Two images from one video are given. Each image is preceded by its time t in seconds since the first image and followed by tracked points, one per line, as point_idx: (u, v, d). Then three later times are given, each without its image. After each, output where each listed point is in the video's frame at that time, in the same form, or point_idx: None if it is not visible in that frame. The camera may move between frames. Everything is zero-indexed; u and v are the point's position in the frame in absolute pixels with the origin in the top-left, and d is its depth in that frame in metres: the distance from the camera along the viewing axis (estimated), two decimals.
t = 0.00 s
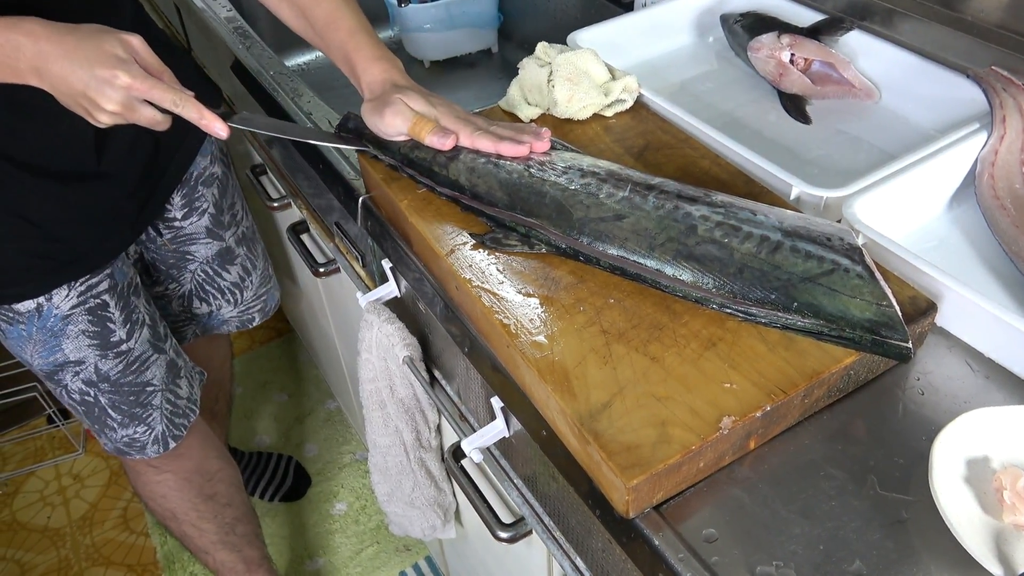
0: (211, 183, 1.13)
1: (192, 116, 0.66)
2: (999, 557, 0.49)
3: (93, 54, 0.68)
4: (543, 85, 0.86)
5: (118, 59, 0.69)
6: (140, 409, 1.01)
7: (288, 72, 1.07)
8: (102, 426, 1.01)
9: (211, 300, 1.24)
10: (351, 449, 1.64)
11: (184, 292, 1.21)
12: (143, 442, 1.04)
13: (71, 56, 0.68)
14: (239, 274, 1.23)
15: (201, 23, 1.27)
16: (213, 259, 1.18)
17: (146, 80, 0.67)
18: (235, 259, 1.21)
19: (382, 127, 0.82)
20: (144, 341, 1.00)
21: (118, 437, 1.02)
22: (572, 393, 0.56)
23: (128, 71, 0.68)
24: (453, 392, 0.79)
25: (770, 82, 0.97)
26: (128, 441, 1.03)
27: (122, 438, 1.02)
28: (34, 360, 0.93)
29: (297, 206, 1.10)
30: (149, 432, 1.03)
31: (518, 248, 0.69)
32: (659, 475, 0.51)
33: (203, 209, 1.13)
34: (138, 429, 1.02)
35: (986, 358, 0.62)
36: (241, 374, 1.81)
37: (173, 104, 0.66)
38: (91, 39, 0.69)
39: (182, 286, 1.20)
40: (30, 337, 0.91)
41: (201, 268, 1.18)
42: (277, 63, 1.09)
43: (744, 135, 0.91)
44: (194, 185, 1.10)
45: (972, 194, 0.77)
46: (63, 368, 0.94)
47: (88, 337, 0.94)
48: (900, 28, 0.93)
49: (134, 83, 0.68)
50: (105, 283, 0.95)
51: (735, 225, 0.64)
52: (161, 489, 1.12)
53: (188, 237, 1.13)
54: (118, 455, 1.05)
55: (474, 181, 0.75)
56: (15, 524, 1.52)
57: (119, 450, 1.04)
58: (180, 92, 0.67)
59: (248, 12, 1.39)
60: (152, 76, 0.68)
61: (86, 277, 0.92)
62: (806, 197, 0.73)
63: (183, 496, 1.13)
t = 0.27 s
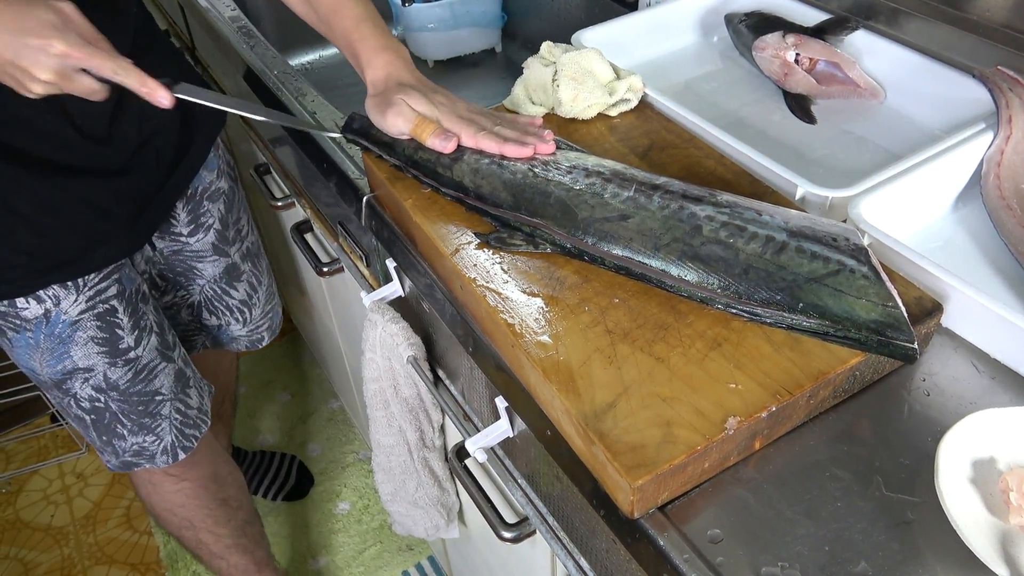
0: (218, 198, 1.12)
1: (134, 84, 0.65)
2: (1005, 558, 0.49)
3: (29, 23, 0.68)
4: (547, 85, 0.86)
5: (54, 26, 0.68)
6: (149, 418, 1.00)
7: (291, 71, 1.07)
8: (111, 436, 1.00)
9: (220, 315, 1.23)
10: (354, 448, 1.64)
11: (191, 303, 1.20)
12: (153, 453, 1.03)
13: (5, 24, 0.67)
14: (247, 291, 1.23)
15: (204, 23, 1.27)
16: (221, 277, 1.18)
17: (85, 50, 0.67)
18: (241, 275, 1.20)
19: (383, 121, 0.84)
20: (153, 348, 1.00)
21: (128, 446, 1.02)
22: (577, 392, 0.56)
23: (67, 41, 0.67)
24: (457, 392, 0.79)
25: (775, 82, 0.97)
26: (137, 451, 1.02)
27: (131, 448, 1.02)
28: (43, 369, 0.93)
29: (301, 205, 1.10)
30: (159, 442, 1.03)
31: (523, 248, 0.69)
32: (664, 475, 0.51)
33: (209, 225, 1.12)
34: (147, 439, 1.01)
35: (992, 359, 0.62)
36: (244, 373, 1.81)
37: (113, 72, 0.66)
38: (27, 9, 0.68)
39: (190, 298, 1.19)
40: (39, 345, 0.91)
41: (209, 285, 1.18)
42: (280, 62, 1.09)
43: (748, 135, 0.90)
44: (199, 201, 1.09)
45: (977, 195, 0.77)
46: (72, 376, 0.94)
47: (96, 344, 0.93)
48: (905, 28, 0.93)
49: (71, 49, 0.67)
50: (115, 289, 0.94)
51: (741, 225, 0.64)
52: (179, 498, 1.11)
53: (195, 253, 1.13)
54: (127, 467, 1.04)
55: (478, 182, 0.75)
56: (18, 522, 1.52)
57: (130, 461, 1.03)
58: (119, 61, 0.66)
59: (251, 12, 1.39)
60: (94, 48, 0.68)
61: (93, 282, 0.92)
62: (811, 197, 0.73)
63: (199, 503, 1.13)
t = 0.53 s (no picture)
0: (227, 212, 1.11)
1: (105, 173, 0.55)
2: (1009, 559, 0.49)
3: None
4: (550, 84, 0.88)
5: (23, 110, 0.59)
6: (158, 445, 0.98)
7: (295, 71, 1.07)
8: (116, 463, 0.97)
9: (226, 331, 1.23)
10: (357, 448, 1.64)
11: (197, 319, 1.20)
12: (160, 479, 1.00)
13: None
14: (253, 303, 1.23)
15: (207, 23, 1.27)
16: (228, 292, 1.18)
17: (51, 134, 0.58)
18: (248, 288, 1.20)
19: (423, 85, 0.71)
20: (161, 372, 0.97)
21: (134, 473, 0.98)
22: (580, 393, 0.56)
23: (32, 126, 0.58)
24: (460, 392, 0.79)
25: (778, 82, 0.97)
26: (143, 477, 0.99)
27: (137, 474, 0.99)
28: (51, 399, 0.89)
29: (304, 205, 1.10)
30: (167, 469, 1.00)
31: (526, 248, 0.69)
32: (668, 475, 0.51)
33: (218, 241, 1.11)
34: (156, 465, 0.99)
35: (996, 360, 0.62)
36: (246, 373, 1.81)
37: (83, 160, 0.57)
38: None
39: (197, 314, 1.19)
40: (48, 374, 0.87)
41: (217, 302, 1.18)
42: (283, 62, 1.09)
43: (751, 135, 0.90)
44: (210, 216, 1.07)
45: (981, 194, 0.77)
46: (81, 405, 0.90)
47: (108, 370, 0.90)
48: (909, 28, 0.93)
49: (36, 138, 0.58)
50: (125, 314, 0.91)
51: (743, 225, 0.64)
52: (182, 521, 1.10)
53: (206, 269, 1.12)
54: (131, 492, 1.01)
55: (481, 183, 0.74)
56: (21, 521, 1.53)
57: (135, 488, 1.00)
58: (88, 145, 0.57)
59: (254, 11, 1.39)
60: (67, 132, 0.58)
61: (105, 306, 0.89)
62: (814, 197, 0.73)
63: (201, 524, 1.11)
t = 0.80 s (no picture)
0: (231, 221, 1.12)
1: (246, 270, 0.48)
2: (1009, 559, 0.49)
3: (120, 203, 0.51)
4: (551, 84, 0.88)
5: (150, 205, 0.51)
6: (156, 475, 0.97)
7: (296, 72, 1.07)
8: (111, 490, 0.95)
9: (217, 352, 1.21)
10: (358, 447, 1.64)
11: (189, 341, 1.18)
12: (153, 505, 0.99)
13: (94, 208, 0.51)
14: (244, 322, 1.21)
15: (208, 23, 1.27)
16: (223, 313, 1.17)
17: (181, 231, 0.49)
18: (239, 307, 1.19)
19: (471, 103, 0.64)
20: (161, 404, 0.96)
21: (127, 498, 0.96)
22: (581, 391, 0.56)
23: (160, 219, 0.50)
24: (460, 391, 0.79)
25: (779, 81, 0.97)
26: (135, 502, 0.97)
27: (130, 500, 0.97)
28: (49, 436, 0.88)
29: (306, 205, 1.10)
30: (160, 495, 0.99)
31: (527, 246, 0.69)
32: (668, 475, 0.51)
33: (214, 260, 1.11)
34: (151, 492, 0.97)
35: (996, 359, 0.61)
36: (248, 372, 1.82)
37: (219, 257, 0.49)
38: (115, 185, 0.51)
39: (189, 336, 1.17)
40: (51, 413, 0.86)
41: (211, 323, 1.16)
42: (283, 63, 1.09)
43: (752, 134, 0.90)
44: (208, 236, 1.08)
45: (982, 194, 0.76)
46: (82, 439, 0.89)
47: (112, 407, 0.89)
48: (910, 26, 0.93)
49: (167, 237, 0.50)
50: (129, 350, 0.91)
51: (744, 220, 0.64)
52: (178, 533, 1.08)
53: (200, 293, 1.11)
54: (120, 517, 0.99)
55: (482, 182, 0.75)
56: (24, 521, 1.53)
57: (124, 513, 0.98)
58: (221, 239, 0.49)
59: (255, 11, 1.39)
60: (186, 224, 0.50)
61: (110, 343, 0.88)
62: (814, 195, 0.73)
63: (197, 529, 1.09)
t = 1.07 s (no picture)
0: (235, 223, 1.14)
1: (440, 325, 0.44)
2: (1012, 556, 0.49)
3: (303, 263, 0.45)
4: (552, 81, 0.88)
5: (330, 261, 0.45)
6: (180, 495, 0.95)
7: (297, 71, 1.07)
8: (132, 518, 0.93)
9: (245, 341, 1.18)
10: (360, 446, 1.65)
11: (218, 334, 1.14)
12: (176, 527, 0.97)
13: (266, 272, 0.45)
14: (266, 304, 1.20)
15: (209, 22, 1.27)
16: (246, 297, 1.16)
17: (367, 285, 0.45)
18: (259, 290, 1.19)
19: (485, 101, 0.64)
20: (177, 422, 0.96)
21: (149, 524, 0.95)
22: (582, 389, 0.56)
23: (342, 277, 0.45)
24: (461, 390, 0.79)
25: (780, 79, 0.97)
26: (156, 527, 0.96)
27: (151, 526, 0.95)
28: (74, 467, 0.86)
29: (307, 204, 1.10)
30: (183, 517, 0.97)
31: (527, 244, 0.70)
32: (669, 472, 0.51)
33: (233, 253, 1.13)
34: (174, 514, 0.96)
35: (997, 357, 0.61)
36: (251, 371, 1.82)
37: (407, 311, 0.45)
38: (285, 239, 0.46)
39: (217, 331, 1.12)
40: (79, 443, 0.84)
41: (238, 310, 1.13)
42: (286, 62, 1.09)
43: (754, 132, 0.90)
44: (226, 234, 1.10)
45: (983, 191, 0.76)
46: (108, 467, 0.88)
47: (139, 431, 0.88)
48: (912, 24, 0.93)
49: (352, 295, 0.45)
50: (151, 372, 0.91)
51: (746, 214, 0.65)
52: (185, 546, 1.03)
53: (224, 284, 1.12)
54: (138, 544, 0.97)
55: (484, 181, 0.75)
56: (26, 520, 1.53)
57: (143, 539, 0.96)
58: (403, 290, 0.45)
59: (256, 11, 1.39)
60: (372, 276, 0.45)
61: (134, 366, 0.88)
62: (815, 193, 0.73)
63: (205, 548, 1.05)
